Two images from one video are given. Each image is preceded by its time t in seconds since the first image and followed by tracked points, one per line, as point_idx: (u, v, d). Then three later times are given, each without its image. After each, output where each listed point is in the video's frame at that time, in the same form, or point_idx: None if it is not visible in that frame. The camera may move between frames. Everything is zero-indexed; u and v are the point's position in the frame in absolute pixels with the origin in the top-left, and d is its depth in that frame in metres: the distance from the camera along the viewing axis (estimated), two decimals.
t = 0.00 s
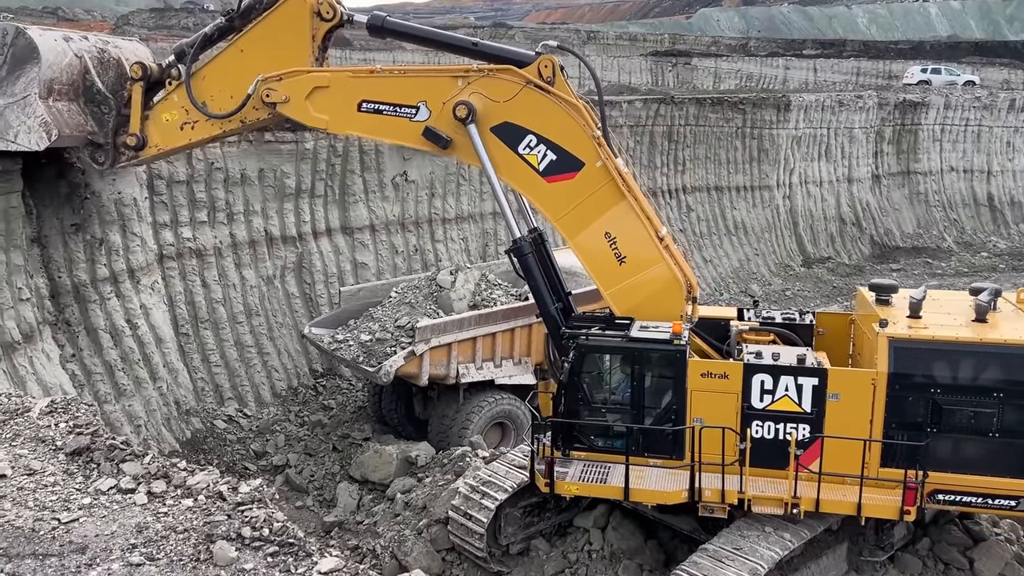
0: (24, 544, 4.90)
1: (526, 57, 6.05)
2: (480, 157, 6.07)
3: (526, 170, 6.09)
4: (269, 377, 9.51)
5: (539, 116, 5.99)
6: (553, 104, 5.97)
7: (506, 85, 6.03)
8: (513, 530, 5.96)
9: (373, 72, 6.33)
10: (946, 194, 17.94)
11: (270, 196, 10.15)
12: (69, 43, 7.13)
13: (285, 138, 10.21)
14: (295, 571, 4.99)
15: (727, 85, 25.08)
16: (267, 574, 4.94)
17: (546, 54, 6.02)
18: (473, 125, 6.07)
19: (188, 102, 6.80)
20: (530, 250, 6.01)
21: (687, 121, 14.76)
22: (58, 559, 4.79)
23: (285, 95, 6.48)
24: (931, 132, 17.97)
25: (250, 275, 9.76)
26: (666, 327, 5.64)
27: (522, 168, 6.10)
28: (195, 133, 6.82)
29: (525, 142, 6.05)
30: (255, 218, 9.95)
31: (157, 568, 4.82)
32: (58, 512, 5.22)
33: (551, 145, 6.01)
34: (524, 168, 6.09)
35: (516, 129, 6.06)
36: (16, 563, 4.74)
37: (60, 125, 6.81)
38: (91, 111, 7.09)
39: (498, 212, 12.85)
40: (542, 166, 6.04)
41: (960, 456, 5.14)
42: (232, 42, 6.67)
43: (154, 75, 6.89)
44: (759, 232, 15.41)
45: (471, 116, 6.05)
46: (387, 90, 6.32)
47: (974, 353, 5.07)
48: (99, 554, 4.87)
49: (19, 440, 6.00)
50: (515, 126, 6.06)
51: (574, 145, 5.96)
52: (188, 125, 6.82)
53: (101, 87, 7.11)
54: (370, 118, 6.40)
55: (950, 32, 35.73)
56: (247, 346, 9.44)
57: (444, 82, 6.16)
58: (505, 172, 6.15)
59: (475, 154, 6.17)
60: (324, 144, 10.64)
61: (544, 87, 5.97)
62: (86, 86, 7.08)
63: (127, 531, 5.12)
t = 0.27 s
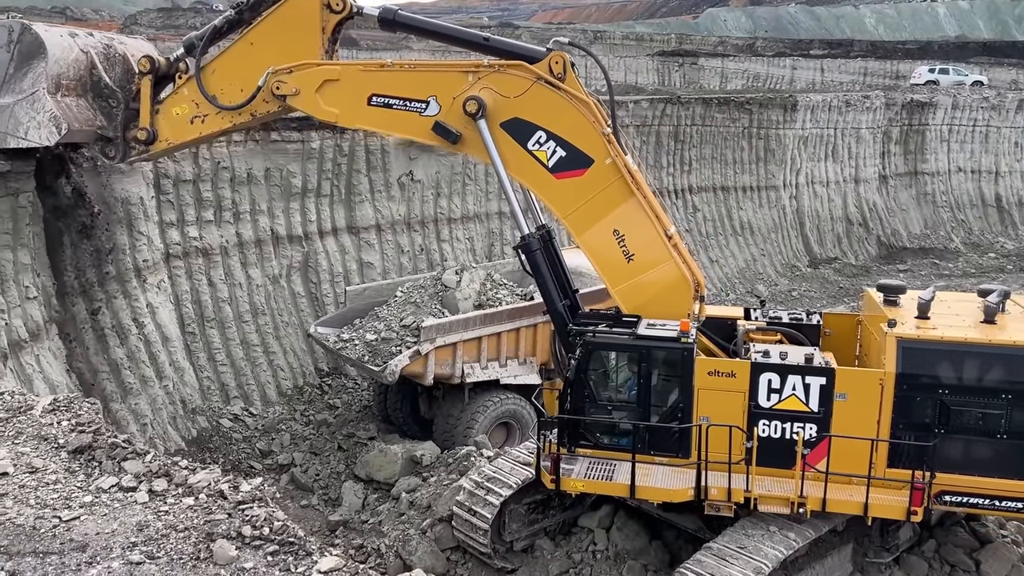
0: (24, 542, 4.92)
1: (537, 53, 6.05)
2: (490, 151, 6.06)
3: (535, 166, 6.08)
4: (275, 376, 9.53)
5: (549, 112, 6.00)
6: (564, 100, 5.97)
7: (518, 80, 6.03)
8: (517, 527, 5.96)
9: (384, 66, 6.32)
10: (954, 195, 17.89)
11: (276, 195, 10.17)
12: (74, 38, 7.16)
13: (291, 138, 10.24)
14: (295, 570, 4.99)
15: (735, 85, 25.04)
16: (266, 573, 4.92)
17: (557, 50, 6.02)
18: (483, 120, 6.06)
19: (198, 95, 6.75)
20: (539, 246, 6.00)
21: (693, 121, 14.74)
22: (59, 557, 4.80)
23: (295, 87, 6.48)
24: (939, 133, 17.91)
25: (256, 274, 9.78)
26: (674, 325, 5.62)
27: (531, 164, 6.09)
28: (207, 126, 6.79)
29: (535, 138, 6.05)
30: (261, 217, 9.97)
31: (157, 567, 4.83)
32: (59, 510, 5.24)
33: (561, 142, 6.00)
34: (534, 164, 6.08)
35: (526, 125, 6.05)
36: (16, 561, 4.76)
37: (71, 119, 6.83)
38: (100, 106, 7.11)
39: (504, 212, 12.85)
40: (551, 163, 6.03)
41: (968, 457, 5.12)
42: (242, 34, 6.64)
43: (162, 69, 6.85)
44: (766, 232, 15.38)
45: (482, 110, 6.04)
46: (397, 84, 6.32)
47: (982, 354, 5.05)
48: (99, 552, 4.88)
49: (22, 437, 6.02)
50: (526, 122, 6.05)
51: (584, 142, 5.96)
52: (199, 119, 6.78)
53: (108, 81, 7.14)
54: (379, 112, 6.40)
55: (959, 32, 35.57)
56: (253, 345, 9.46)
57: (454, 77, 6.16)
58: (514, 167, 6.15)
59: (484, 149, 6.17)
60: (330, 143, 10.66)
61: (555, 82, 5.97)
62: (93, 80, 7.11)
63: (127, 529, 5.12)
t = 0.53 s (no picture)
0: (24, 540, 4.93)
1: (545, 51, 6.05)
2: (496, 149, 6.06)
3: (542, 163, 6.08)
4: (279, 376, 9.53)
5: (556, 110, 5.99)
6: (571, 98, 5.96)
7: (525, 78, 6.02)
8: (520, 525, 5.97)
9: (391, 63, 6.33)
10: (960, 195, 17.84)
11: (280, 194, 10.18)
12: (79, 34, 6.91)
13: (295, 137, 10.26)
14: (293, 569, 4.99)
15: (740, 86, 25.01)
16: (265, 572, 4.91)
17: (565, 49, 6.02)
18: (490, 118, 6.06)
19: (205, 91, 6.71)
20: (545, 245, 5.99)
21: (698, 121, 14.73)
22: (58, 556, 4.82)
23: (302, 83, 6.46)
24: (944, 133, 17.87)
25: (260, 273, 9.80)
26: (679, 325, 5.61)
27: (538, 162, 6.09)
28: (215, 122, 6.73)
29: (541, 136, 6.04)
30: (266, 217, 9.98)
31: (156, 566, 4.84)
32: (58, 509, 5.25)
33: (567, 140, 6.00)
34: (540, 162, 6.08)
35: (533, 123, 6.05)
36: (15, 559, 4.77)
37: (77, 117, 6.63)
38: (105, 103, 6.92)
39: (508, 212, 12.84)
40: (558, 160, 6.03)
41: (973, 458, 5.11)
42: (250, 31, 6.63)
43: (168, 65, 6.79)
44: (770, 233, 15.36)
45: (488, 108, 6.04)
46: (404, 82, 6.33)
47: (988, 354, 5.04)
48: (98, 550, 4.89)
49: (23, 436, 6.04)
50: (533, 120, 6.05)
51: (591, 140, 5.96)
52: (207, 115, 6.72)
53: (114, 78, 6.93)
54: (386, 109, 6.41)
55: (965, 33, 35.44)
56: (257, 344, 9.47)
57: (461, 74, 6.16)
58: (520, 165, 6.14)
59: (491, 146, 6.17)
60: (335, 143, 10.67)
61: (562, 81, 5.97)
62: (98, 77, 6.90)
63: (127, 528, 5.13)
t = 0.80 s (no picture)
0: (24, 538, 4.94)
1: (548, 51, 6.04)
2: (500, 148, 6.06)
3: (545, 163, 6.08)
4: (282, 375, 9.53)
5: (560, 110, 5.98)
6: (574, 98, 5.96)
7: (528, 78, 6.02)
8: (522, 525, 5.96)
9: (394, 63, 6.33)
10: (963, 196, 17.80)
11: (284, 194, 10.20)
12: (83, 33, 6.84)
13: (298, 137, 10.28)
14: (293, 568, 4.99)
15: (743, 86, 24.98)
16: (264, 571, 4.91)
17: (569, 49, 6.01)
18: (493, 118, 6.06)
19: (209, 90, 6.69)
20: (548, 245, 5.98)
21: (701, 122, 14.71)
22: (58, 554, 4.82)
23: (305, 82, 6.47)
24: (948, 134, 17.84)
25: (263, 273, 9.81)
26: (681, 325, 5.61)
27: (541, 162, 6.09)
28: (218, 120, 6.71)
29: (544, 135, 6.04)
30: (269, 216, 9.99)
31: (156, 564, 4.85)
32: (59, 507, 5.26)
33: (570, 140, 5.99)
34: (543, 162, 6.07)
35: (535, 123, 6.05)
36: (15, 557, 4.78)
37: (80, 114, 6.55)
38: (109, 101, 6.82)
39: (511, 212, 12.84)
40: (561, 160, 6.03)
41: (975, 459, 5.11)
42: (253, 29, 6.64)
43: (171, 63, 6.76)
44: (773, 233, 15.35)
45: (491, 108, 6.04)
46: (407, 82, 6.33)
47: (991, 356, 5.04)
48: (98, 549, 4.90)
49: (25, 435, 6.06)
50: (536, 120, 6.04)
51: (594, 140, 5.95)
52: (210, 113, 6.71)
53: (117, 76, 6.85)
54: (389, 109, 6.41)
55: (970, 33, 35.33)
56: (259, 344, 9.48)
57: (464, 73, 6.16)
58: (523, 164, 6.14)
59: (493, 146, 6.17)
60: (338, 142, 10.68)
61: (566, 81, 5.96)
62: (102, 76, 6.82)
63: (127, 526, 5.14)
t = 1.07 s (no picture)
0: (26, 536, 4.95)
1: (550, 51, 6.02)
2: (502, 148, 6.05)
3: (547, 163, 6.07)
4: (284, 375, 9.54)
5: (562, 110, 5.98)
6: (577, 98, 5.95)
7: (531, 78, 6.01)
8: (524, 525, 5.96)
9: (397, 62, 6.32)
10: (966, 197, 17.79)
11: (286, 193, 10.20)
12: (85, 34, 6.96)
13: (301, 137, 10.28)
14: (295, 567, 5.00)
15: (746, 86, 24.94)
16: (266, 570, 4.91)
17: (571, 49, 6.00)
18: (495, 118, 6.05)
19: (211, 90, 6.68)
20: (550, 245, 5.96)
21: (703, 122, 14.70)
22: (60, 552, 4.83)
23: (308, 82, 6.46)
24: (951, 134, 17.82)
25: (265, 272, 9.81)
26: (683, 325, 5.60)
27: (543, 162, 6.08)
28: (221, 120, 6.70)
29: (546, 135, 6.03)
30: (271, 216, 10.01)
31: (158, 562, 4.85)
32: (61, 505, 5.27)
33: (572, 140, 5.99)
34: (545, 162, 6.07)
35: (538, 123, 6.04)
36: (18, 555, 4.78)
37: (83, 115, 6.64)
38: (112, 101, 6.89)
39: (513, 212, 12.84)
40: (563, 160, 6.02)
41: (978, 460, 5.10)
42: (256, 29, 6.61)
43: (173, 63, 6.73)
44: (776, 234, 15.34)
45: (494, 108, 6.03)
46: (409, 81, 6.32)
47: (993, 356, 5.03)
48: (100, 547, 4.90)
49: (27, 433, 6.06)
50: (538, 119, 6.04)
51: (596, 140, 5.95)
52: (213, 113, 6.70)
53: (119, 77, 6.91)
54: (391, 108, 6.40)
55: (973, 33, 35.26)
56: (261, 343, 9.48)
57: (467, 73, 6.15)
58: (525, 164, 6.13)
59: (496, 146, 6.16)
60: (340, 142, 10.68)
61: (568, 81, 5.95)
62: (104, 76, 6.90)
63: (129, 525, 5.14)
